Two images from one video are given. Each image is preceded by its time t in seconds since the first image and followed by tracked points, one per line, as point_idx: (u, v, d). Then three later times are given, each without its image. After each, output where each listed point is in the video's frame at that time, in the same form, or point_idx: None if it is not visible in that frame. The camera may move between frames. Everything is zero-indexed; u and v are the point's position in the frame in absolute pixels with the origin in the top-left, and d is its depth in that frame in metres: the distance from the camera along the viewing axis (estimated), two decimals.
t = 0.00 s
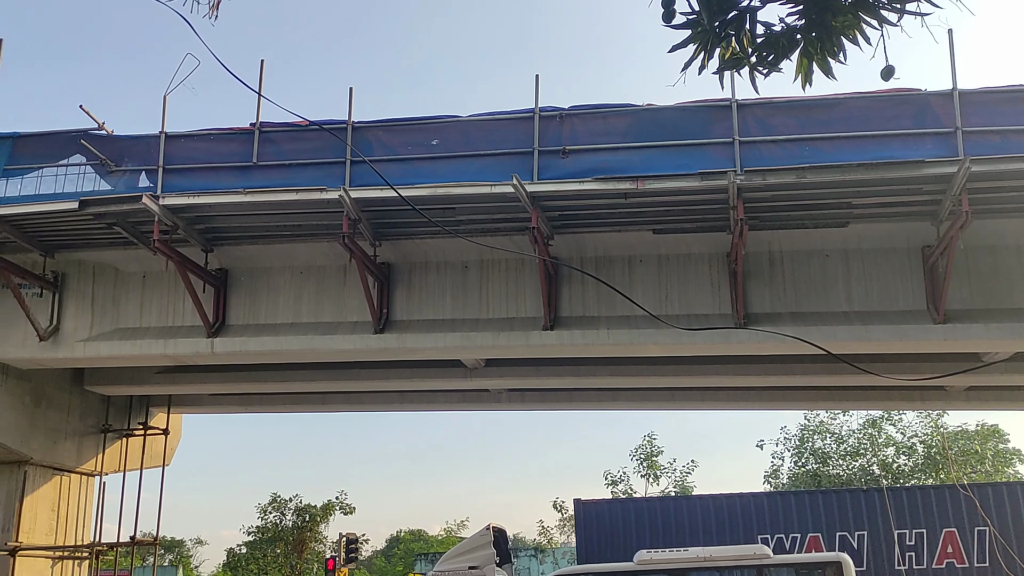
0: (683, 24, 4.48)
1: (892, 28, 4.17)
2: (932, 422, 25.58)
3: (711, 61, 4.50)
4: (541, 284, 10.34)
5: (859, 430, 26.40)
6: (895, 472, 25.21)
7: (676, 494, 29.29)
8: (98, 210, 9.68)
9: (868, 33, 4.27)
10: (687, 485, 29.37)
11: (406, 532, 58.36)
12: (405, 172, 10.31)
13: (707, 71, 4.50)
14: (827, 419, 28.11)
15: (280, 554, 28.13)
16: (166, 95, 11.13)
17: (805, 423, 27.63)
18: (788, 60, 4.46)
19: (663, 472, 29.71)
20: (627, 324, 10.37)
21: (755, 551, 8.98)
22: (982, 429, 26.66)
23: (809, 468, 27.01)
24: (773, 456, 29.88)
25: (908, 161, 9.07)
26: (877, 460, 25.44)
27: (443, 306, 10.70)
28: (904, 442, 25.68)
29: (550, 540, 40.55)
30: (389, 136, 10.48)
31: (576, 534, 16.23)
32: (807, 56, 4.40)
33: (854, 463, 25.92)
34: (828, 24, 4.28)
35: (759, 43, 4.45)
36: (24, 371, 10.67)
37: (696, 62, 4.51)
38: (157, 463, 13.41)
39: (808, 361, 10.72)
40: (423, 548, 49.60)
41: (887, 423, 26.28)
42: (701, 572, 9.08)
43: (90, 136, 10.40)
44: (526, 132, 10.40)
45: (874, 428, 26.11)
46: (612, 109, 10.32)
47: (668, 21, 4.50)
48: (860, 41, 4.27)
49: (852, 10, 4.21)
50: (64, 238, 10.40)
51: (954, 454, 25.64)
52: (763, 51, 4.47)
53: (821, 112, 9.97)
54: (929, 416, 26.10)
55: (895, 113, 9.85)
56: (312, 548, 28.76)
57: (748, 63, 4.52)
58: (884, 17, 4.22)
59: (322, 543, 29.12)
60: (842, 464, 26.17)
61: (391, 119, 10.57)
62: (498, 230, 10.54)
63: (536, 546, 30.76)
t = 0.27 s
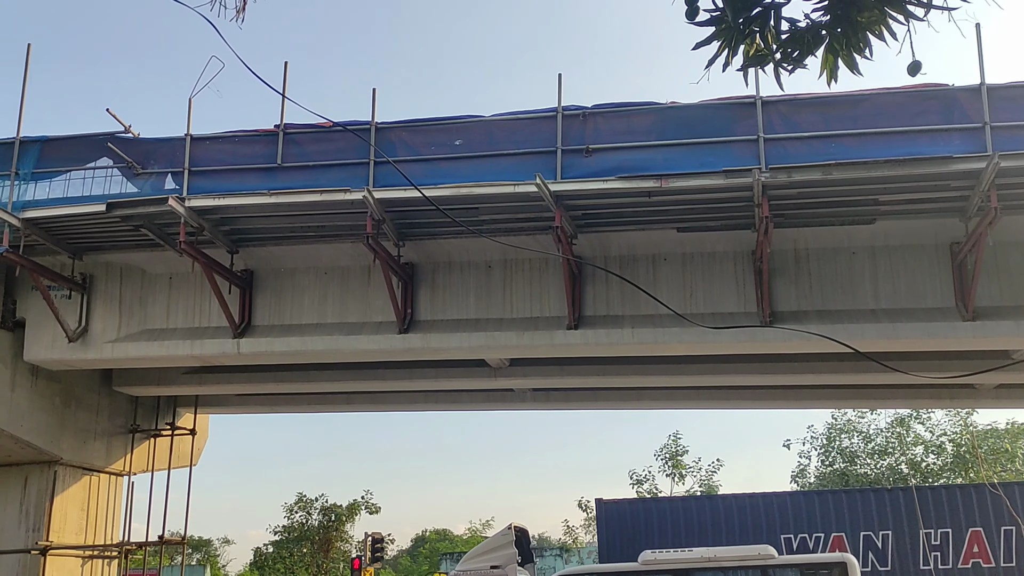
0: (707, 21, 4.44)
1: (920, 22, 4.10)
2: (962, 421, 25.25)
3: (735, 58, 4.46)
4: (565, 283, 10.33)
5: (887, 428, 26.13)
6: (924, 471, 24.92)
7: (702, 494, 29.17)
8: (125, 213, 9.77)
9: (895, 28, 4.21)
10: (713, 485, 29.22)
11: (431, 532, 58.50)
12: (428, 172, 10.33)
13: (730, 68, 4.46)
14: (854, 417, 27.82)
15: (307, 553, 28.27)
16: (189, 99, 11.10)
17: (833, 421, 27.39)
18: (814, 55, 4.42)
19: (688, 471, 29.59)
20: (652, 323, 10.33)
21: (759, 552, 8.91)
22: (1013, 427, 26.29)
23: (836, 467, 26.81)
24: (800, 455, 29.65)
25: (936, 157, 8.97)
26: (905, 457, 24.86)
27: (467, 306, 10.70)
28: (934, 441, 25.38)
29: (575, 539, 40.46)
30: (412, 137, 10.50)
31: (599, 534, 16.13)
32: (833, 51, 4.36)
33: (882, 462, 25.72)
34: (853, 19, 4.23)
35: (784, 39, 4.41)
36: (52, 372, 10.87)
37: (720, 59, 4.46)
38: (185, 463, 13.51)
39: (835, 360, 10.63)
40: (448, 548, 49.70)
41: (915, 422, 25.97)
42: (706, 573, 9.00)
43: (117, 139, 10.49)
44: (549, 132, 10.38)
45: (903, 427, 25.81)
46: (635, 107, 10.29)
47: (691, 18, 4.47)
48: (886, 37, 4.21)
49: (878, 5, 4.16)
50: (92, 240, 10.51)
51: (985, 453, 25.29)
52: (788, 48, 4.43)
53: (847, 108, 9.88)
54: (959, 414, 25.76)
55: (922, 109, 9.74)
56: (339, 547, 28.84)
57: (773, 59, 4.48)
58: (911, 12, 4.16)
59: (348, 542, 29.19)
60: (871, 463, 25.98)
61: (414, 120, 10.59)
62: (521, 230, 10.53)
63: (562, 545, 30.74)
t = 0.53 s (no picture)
0: (729, 16, 4.39)
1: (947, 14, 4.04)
2: (990, 417, 24.97)
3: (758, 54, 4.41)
4: (588, 281, 10.30)
5: (914, 426, 25.90)
6: (951, 468, 24.67)
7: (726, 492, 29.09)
8: (150, 213, 9.83)
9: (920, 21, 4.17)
10: (738, 482, 29.11)
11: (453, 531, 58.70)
12: (450, 171, 10.33)
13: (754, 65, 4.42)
14: (881, 414, 27.58)
15: (332, 552, 28.39)
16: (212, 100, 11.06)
17: (861, 419, 27.15)
18: (837, 50, 4.40)
19: (713, 469, 29.51)
20: (675, 321, 10.29)
21: (755, 551, 8.98)
22: None
23: (862, 465, 26.64)
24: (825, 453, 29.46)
25: (962, 151, 8.87)
26: (931, 456, 25.02)
27: (489, 304, 10.70)
28: (961, 438, 25.13)
29: (599, 537, 40.37)
30: (434, 135, 10.51)
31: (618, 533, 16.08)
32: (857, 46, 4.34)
33: (909, 459, 25.56)
34: (878, 13, 4.20)
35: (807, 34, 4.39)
36: (79, 371, 11.01)
37: (742, 55, 4.40)
38: (211, 462, 13.60)
39: (861, 356, 10.55)
40: (471, 547, 49.84)
41: (943, 419, 25.71)
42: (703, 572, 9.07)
43: (141, 141, 10.58)
44: (571, 129, 10.36)
45: (930, 424, 25.56)
46: (657, 104, 10.25)
47: (713, 13, 4.43)
48: (910, 30, 4.18)
49: None
50: (117, 241, 10.59)
51: (1013, 450, 24.98)
52: (811, 42, 4.41)
53: (871, 103, 9.80)
54: (987, 411, 25.47)
55: (947, 103, 9.65)
56: (363, 546, 28.90)
57: (796, 55, 4.44)
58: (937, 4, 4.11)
59: (373, 541, 29.24)
60: (898, 460, 25.82)
61: (435, 119, 10.60)
62: (544, 228, 10.52)
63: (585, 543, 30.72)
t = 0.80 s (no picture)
0: (751, 11, 4.38)
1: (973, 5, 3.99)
2: (1017, 414, 24.69)
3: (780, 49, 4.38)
4: (609, 278, 10.28)
5: (939, 422, 25.66)
6: (978, 465, 24.42)
7: (749, 489, 28.95)
8: (173, 214, 9.90)
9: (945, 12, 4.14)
10: (761, 479, 28.94)
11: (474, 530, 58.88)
12: (470, 169, 10.33)
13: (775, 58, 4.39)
14: (905, 410, 27.33)
15: (354, 549, 28.52)
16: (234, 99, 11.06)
17: (884, 416, 27.01)
18: (860, 44, 4.37)
19: (735, 467, 29.40)
20: (697, 318, 10.26)
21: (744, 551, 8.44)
22: None
23: (887, 461, 26.45)
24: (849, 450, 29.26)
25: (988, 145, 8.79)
26: (957, 452, 24.54)
27: (510, 302, 10.70)
28: (988, 435, 24.87)
29: (622, 536, 40.20)
30: (454, 134, 10.51)
31: (630, 531, 15.34)
32: (880, 39, 4.32)
33: (935, 457, 25.31)
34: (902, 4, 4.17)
35: (830, 28, 4.37)
36: (105, 371, 11.13)
37: (763, 49, 4.42)
38: (234, 460, 13.69)
39: (885, 352, 10.47)
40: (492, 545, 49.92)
41: (968, 415, 25.44)
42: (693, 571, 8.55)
43: (165, 141, 10.65)
44: (592, 126, 10.34)
45: (955, 420, 25.30)
46: (678, 100, 10.20)
47: (735, 9, 4.42)
48: (934, 22, 4.15)
49: None
50: (141, 241, 10.67)
51: None
52: (834, 37, 4.39)
53: (894, 97, 9.72)
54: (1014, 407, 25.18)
55: (971, 96, 9.56)
56: (386, 543, 28.92)
57: (819, 49, 4.42)
58: None
59: (395, 538, 29.28)
60: (922, 457, 25.59)
61: (455, 117, 10.60)
62: (564, 225, 10.50)
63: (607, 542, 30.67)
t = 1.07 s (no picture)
0: (770, 6, 4.39)
1: None
2: None
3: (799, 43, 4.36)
4: (628, 275, 10.26)
5: (962, 419, 25.46)
6: (1002, 461, 24.20)
7: (771, 486, 28.88)
8: (193, 213, 9.95)
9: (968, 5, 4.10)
10: (783, 476, 28.89)
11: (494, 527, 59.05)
12: (489, 167, 10.32)
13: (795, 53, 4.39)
14: (929, 407, 27.13)
15: (376, 546, 28.66)
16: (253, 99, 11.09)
17: (907, 412, 26.79)
18: (882, 38, 4.35)
19: (757, 464, 29.35)
20: (717, 314, 10.22)
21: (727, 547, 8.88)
22: None
23: (910, 458, 26.31)
24: (872, 447, 29.11)
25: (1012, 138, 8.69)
26: (982, 449, 24.10)
27: (529, 300, 10.70)
28: (1012, 431, 24.65)
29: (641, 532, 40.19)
30: (473, 131, 10.51)
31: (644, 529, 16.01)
32: (902, 34, 4.28)
33: (958, 453, 25.11)
34: None
35: (850, 22, 4.36)
36: (127, 369, 11.22)
37: (783, 45, 4.41)
38: (256, 458, 13.79)
39: (907, 348, 10.40)
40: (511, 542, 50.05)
41: (992, 411, 25.22)
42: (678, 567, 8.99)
43: (184, 141, 10.69)
44: (610, 123, 10.32)
45: (979, 416, 25.09)
46: (697, 96, 10.16)
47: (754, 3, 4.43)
48: (957, 15, 4.11)
49: None
50: (162, 241, 10.74)
51: None
52: (854, 31, 4.36)
53: (916, 91, 9.64)
54: None
55: (995, 89, 9.46)
56: (407, 540, 29.04)
57: (839, 43, 4.40)
58: None
59: (416, 535, 29.40)
60: (946, 454, 25.42)
61: (474, 115, 10.60)
62: (584, 222, 10.49)
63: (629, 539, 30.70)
